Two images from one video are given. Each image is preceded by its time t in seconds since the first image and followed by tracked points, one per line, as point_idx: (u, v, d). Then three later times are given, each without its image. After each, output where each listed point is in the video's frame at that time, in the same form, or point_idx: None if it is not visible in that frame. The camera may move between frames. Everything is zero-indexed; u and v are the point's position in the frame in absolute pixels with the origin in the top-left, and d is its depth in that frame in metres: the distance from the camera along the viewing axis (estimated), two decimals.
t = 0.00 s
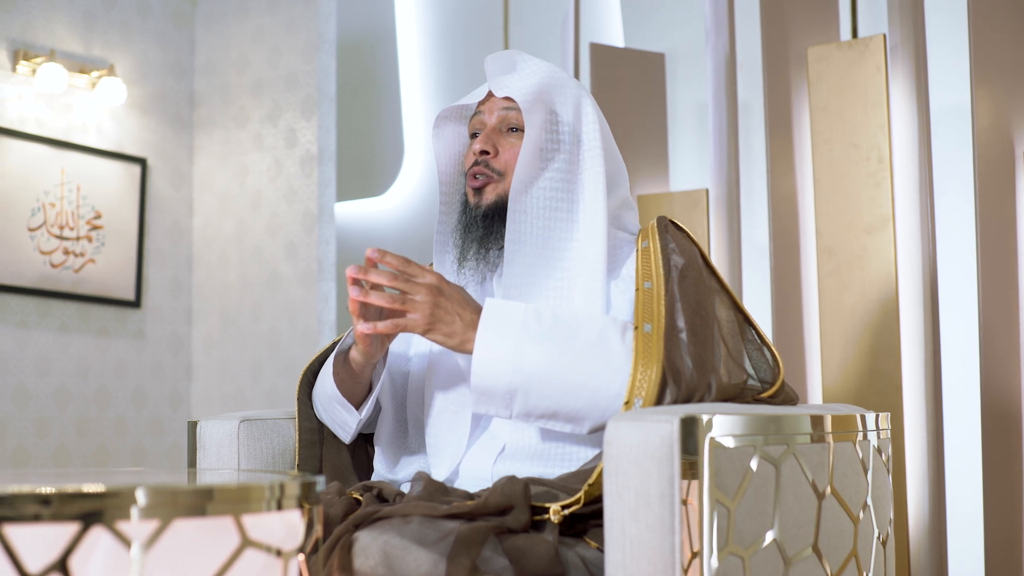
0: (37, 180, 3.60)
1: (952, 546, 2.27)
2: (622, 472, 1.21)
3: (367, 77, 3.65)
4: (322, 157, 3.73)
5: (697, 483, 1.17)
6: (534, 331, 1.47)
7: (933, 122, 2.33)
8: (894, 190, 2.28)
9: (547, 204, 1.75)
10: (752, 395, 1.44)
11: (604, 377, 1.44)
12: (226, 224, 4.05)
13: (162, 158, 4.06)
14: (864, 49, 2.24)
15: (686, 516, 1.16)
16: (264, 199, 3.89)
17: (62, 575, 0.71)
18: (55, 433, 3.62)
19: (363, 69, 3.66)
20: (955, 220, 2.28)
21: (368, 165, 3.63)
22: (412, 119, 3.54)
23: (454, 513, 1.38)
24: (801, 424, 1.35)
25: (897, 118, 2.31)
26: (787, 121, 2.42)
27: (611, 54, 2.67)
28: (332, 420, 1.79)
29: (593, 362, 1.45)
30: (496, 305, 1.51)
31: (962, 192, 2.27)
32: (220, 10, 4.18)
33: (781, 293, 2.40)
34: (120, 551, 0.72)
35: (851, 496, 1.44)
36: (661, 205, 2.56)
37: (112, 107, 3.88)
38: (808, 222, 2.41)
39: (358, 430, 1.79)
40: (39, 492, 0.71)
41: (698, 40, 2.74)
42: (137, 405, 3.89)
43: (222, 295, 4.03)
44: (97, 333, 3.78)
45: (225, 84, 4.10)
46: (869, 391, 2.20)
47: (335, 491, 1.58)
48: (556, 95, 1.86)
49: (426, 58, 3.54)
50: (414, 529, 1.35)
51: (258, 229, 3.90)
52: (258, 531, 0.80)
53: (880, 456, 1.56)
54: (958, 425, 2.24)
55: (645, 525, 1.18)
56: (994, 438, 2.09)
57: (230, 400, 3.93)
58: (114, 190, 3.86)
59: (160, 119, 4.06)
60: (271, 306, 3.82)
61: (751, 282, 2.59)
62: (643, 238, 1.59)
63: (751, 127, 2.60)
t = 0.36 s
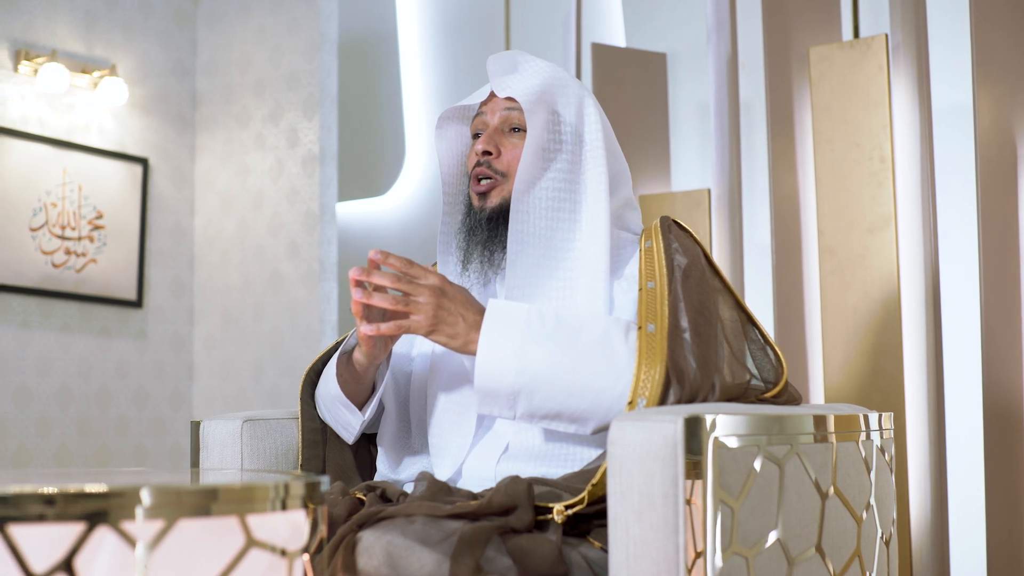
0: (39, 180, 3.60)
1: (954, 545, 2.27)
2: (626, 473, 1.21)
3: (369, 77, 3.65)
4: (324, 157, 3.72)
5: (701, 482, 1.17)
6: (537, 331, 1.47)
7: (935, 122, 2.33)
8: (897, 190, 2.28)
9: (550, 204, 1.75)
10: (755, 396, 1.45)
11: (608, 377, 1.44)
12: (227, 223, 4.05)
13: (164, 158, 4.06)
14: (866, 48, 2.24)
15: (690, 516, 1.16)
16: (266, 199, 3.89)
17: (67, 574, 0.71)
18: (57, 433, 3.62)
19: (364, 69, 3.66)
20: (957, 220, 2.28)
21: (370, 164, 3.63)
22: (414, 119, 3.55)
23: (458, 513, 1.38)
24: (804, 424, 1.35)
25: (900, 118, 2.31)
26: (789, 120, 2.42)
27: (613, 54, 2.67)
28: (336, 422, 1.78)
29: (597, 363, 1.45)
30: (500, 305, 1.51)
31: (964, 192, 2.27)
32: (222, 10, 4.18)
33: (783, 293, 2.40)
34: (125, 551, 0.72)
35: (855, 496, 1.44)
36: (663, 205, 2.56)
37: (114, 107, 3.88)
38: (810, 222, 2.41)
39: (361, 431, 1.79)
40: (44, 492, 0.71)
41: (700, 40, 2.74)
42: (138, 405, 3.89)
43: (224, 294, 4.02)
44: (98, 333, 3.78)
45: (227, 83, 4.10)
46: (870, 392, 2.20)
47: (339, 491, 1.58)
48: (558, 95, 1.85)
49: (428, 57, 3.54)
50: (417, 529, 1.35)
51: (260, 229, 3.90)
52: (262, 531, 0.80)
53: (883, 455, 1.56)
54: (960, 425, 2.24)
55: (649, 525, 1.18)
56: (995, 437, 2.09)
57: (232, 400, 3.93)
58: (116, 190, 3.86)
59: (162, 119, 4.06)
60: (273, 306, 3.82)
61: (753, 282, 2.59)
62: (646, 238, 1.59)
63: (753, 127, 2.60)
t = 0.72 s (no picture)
0: (41, 180, 3.61)
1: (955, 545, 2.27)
2: (630, 473, 1.20)
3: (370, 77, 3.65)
4: (325, 157, 3.72)
5: (704, 482, 1.17)
6: (542, 323, 1.48)
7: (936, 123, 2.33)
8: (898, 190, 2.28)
9: (556, 204, 1.75)
10: (758, 396, 1.45)
11: (612, 372, 1.45)
12: (229, 224, 4.05)
13: (165, 158, 4.06)
14: (868, 48, 2.24)
15: (693, 516, 1.16)
16: (268, 199, 3.89)
17: (72, 574, 0.71)
18: (59, 433, 3.62)
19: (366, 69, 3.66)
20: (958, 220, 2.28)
21: (372, 164, 3.63)
22: (416, 119, 3.55)
23: (462, 513, 1.37)
24: (807, 424, 1.35)
25: (901, 119, 2.31)
26: (791, 120, 2.42)
27: (615, 54, 2.67)
28: (335, 417, 1.79)
29: (601, 358, 1.45)
30: (506, 296, 1.52)
31: (966, 193, 2.27)
32: (223, 10, 4.18)
33: (785, 293, 2.40)
34: (130, 551, 0.72)
35: (858, 496, 1.44)
36: (665, 205, 2.56)
37: (115, 107, 3.88)
38: (812, 222, 2.41)
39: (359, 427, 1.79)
40: (48, 492, 0.71)
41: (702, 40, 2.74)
42: (139, 405, 3.89)
43: (225, 294, 4.02)
44: (100, 333, 3.78)
45: (229, 83, 4.09)
46: (872, 392, 2.20)
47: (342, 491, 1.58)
48: (564, 94, 1.85)
49: (429, 57, 3.54)
50: (421, 529, 1.34)
51: (262, 229, 3.90)
52: (267, 531, 0.80)
53: (886, 455, 1.56)
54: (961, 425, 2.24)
55: (653, 525, 1.18)
56: (997, 437, 2.10)
57: (233, 400, 3.93)
58: (117, 190, 3.86)
59: (163, 119, 4.06)
60: (274, 306, 3.82)
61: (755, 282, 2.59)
62: (650, 238, 1.60)
63: (755, 127, 2.60)
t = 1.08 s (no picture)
0: (42, 180, 3.61)
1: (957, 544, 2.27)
2: (633, 473, 1.21)
3: (371, 77, 3.65)
4: (326, 157, 3.71)
5: (707, 483, 1.16)
6: (553, 307, 1.49)
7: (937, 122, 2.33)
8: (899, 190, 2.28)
9: (557, 205, 1.75)
10: (761, 396, 1.45)
11: (619, 364, 1.46)
12: (229, 224, 4.04)
13: (166, 158, 4.06)
14: (869, 48, 2.24)
15: (696, 516, 1.16)
16: (269, 199, 3.89)
17: (76, 574, 0.71)
18: (60, 433, 3.62)
19: (367, 69, 3.66)
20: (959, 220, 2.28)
21: (373, 165, 3.63)
22: (417, 119, 3.55)
23: (464, 513, 1.37)
24: (808, 424, 1.35)
25: (902, 119, 2.31)
26: (792, 120, 2.43)
27: (616, 54, 2.67)
28: (328, 404, 1.83)
29: (608, 348, 1.47)
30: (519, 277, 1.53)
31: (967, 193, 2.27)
32: (223, 10, 4.18)
33: (786, 292, 2.40)
34: (133, 551, 0.72)
35: (860, 496, 1.44)
36: (666, 205, 2.56)
37: (116, 107, 3.88)
38: (813, 222, 2.41)
39: (348, 417, 1.82)
40: (50, 492, 0.71)
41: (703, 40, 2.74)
42: (140, 405, 3.89)
43: (226, 294, 4.02)
44: (101, 333, 3.78)
45: (229, 84, 4.10)
46: (873, 392, 2.20)
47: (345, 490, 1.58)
48: (567, 96, 1.86)
49: (430, 57, 3.54)
50: (424, 529, 1.35)
51: (263, 229, 3.90)
52: (270, 531, 0.80)
53: (889, 455, 1.56)
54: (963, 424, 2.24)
55: (656, 525, 1.18)
56: (998, 437, 2.10)
57: (234, 400, 3.93)
58: (118, 190, 3.86)
59: (164, 119, 4.06)
60: (275, 306, 3.82)
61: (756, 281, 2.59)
62: (653, 238, 1.60)
63: (756, 127, 2.60)
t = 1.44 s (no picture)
0: (44, 180, 3.61)
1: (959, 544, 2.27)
2: (636, 472, 1.21)
3: (372, 77, 3.65)
4: (327, 157, 3.72)
5: (710, 482, 1.16)
6: (561, 301, 1.49)
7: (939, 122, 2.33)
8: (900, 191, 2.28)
9: (559, 207, 1.75)
10: (763, 396, 1.45)
11: (623, 362, 1.46)
12: (231, 224, 4.04)
13: (167, 158, 4.06)
14: (870, 49, 2.24)
15: (699, 516, 1.16)
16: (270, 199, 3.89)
17: (80, 574, 0.71)
18: (61, 433, 3.63)
19: (368, 69, 3.66)
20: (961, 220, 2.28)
21: (374, 165, 3.63)
22: (418, 119, 3.55)
23: (466, 513, 1.38)
24: (811, 424, 1.35)
25: (903, 119, 2.31)
26: (793, 120, 2.43)
27: (617, 55, 2.68)
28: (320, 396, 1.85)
29: (614, 346, 1.47)
30: (530, 270, 1.53)
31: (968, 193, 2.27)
32: (225, 10, 4.18)
33: (788, 292, 2.40)
34: (137, 551, 0.72)
35: (862, 496, 1.44)
36: (668, 205, 2.56)
37: (118, 107, 3.88)
38: (814, 222, 2.42)
39: (344, 412, 1.84)
40: (54, 493, 0.70)
41: (705, 39, 2.74)
42: (142, 405, 3.89)
43: (227, 294, 4.02)
44: (102, 333, 3.78)
45: (230, 84, 4.10)
46: (875, 392, 2.20)
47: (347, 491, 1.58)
48: (568, 97, 1.86)
49: (431, 57, 3.54)
50: (426, 529, 1.35)
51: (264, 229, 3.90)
52: (274, 531, 0.80)
53: (891, 455, 1.56)
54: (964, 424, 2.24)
55: (659, 524, 1.18)
56: (1000, 437, 2.10)
57: (235, 400, 3.93)
58: (120, 190, 3.86)
59: (165, 119, 4.06)
60: (277, 306, 3.82)
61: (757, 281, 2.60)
62: (656, 237, 1.60)
63: (757, 127, 2.60)
